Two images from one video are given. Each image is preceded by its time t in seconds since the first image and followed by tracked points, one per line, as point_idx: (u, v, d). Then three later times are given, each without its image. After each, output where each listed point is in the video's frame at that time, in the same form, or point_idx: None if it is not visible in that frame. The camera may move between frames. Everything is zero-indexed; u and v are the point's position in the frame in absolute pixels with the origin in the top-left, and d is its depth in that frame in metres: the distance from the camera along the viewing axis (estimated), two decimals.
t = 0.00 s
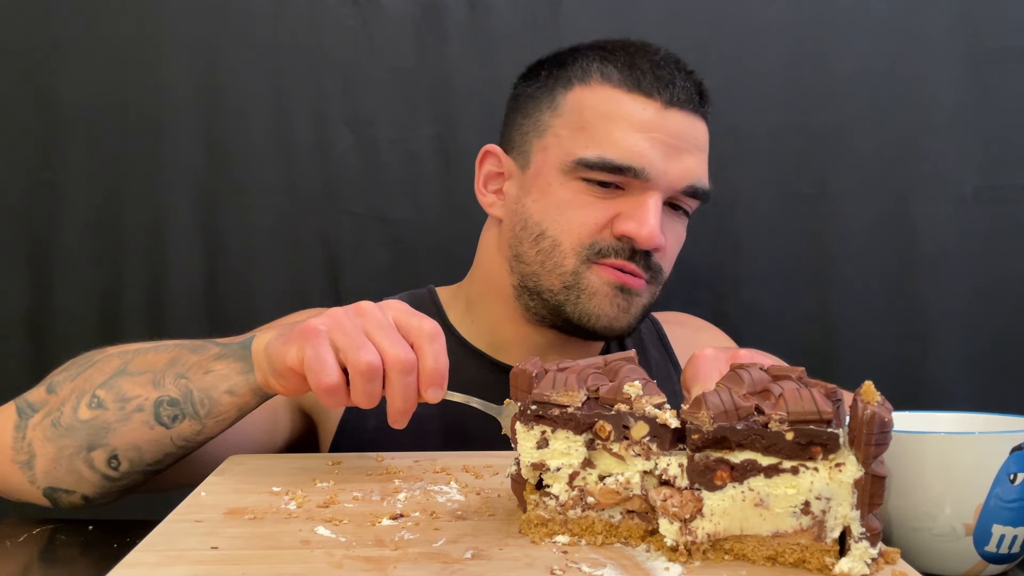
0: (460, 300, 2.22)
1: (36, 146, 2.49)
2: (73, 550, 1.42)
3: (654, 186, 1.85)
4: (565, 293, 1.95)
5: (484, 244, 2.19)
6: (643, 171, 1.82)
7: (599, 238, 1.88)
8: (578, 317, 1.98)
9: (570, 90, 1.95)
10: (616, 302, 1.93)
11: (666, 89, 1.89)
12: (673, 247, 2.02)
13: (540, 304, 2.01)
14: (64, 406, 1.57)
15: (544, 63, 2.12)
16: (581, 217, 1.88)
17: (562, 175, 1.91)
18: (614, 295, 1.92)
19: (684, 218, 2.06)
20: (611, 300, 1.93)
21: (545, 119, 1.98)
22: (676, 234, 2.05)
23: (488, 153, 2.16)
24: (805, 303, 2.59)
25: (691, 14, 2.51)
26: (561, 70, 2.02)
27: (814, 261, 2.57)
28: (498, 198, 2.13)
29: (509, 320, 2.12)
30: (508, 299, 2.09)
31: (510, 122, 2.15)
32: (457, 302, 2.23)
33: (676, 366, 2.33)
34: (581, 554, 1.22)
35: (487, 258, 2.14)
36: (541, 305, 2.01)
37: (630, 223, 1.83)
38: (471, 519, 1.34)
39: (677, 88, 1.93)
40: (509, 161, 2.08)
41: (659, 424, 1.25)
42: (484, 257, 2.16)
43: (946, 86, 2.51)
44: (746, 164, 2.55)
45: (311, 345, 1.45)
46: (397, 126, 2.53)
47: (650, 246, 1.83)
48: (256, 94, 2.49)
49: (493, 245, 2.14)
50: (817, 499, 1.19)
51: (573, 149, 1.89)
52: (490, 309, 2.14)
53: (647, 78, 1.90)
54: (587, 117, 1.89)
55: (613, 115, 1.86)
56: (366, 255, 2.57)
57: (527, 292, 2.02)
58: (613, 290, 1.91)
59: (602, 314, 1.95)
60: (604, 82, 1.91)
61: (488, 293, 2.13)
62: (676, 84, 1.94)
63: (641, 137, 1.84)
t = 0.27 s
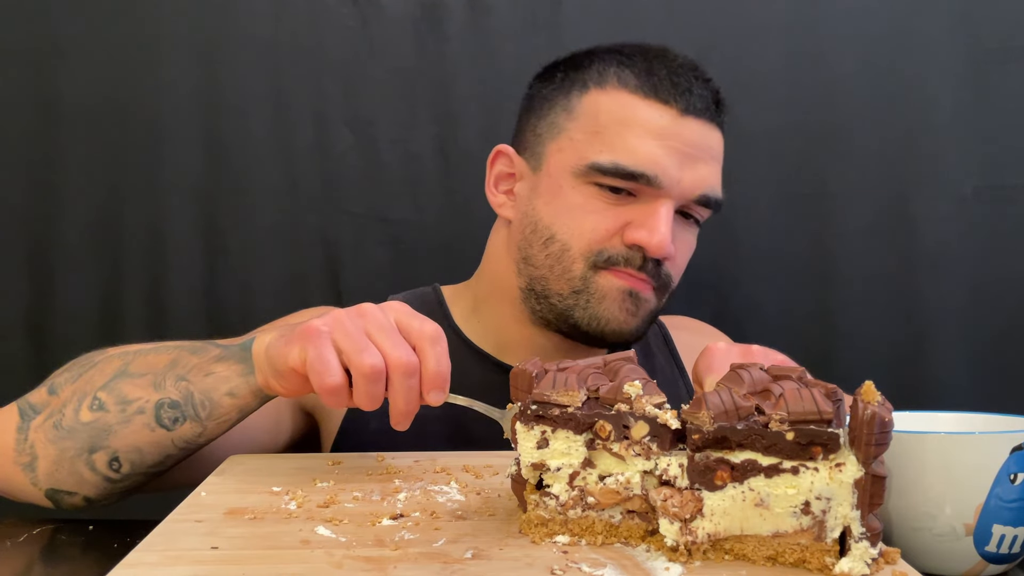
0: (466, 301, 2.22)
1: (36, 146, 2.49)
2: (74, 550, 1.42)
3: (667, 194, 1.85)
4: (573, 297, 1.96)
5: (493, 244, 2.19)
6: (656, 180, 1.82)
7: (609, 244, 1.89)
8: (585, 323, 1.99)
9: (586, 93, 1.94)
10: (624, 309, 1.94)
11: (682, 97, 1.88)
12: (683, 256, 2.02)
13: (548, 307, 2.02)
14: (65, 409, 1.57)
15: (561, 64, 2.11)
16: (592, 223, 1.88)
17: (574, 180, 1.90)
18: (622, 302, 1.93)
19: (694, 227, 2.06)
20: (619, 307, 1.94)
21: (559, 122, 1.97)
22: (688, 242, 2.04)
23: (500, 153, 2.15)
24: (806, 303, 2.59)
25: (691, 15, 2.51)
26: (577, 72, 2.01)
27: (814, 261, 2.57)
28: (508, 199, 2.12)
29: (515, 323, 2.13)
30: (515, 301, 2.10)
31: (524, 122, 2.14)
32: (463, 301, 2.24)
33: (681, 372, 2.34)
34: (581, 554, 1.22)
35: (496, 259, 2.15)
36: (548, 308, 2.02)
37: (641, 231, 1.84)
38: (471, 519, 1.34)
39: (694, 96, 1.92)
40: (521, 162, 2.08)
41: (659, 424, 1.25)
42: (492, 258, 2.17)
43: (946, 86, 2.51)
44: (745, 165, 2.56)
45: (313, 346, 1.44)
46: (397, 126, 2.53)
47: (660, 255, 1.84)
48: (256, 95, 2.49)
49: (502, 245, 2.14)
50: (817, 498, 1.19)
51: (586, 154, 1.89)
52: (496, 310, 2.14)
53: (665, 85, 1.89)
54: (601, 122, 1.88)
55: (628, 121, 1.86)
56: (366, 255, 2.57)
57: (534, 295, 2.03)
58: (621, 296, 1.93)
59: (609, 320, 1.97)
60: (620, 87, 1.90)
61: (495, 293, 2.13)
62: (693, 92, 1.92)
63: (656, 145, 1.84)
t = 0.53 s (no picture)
0: (477, 302, 2.20)
1: (36, 146, 2.49)
2: (74, 550, 1.42)
3: (689, 209, 1.85)
4: (587, 303, 1.98)
5: (509, 243, 2.19)
6: (680, 194, 1.82)
7: (627, 254, 1.90)
8: (597, 328, 2.02)
9: (616, 100, 1.93)
10: (636, 319, 1.96)
11: (713, 111, 1.87)
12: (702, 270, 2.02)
13: (560, 311, 2.04)
14: (54, 412, 1.58)
15: (592, 68, 2.10)
16: (612, 233, 1.89)
17: (597, 187, 1.90)
18: (635, 311, 1.95)
19: (714, 243, 2.05)
20: (632, 315, 1.96)
21: (587, 127, 1.96)
22: (707, 256, 2.04)
23: (524, 152, 2.13)
24: (806, 303, 2.59)
25: (691, 15, 2.52)
26: (608, 78, 1.99)
27: (814, 261, 2.57)
28: (528, 200, 2.10)
29: (526, 325, 2.13)
30: (527, 303, 2.10)
31: (550, 124, 2.13)
32: (472, 303, 2.22)
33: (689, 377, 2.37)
34: (581, 554, 1.22)
35: (511, 259, 2.15)
36: (561, 312, 2.04)
37: (660, 244, 1.84)
38: (472, 518, 1.34)
39: (725, 111, 1.90)
40: (544, 164, 2.07)
41: (659, 423, 1.25)
42: (507, 258, 2.16)
43: (945, 86, 2.51)
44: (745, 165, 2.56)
45: (289, 342, 1.47)
46: (397, 126, 2.53)
47: (677, 268, 1.84)
48: (256, 95, 2.49)
49: (518, 245, 2.14)
50: (817, 498, 1.19)
51: (611, 162, 1.88)
52: (507, 313, 2.14)
53: (696, 99, 1.88)
54: (630, 131, 1.87)
55: (657, 132, 1.85)
56: (366, 255, 2.57)
57: (548, 298, 2.05)
58: (634, 306, 1.95)
59: (621, 328, 1.99)
60: (651, 96, 1.89)
61: (509, 295, 2.13)
62: (724, 107, 1.91)
63: (681, 158, 1.83)
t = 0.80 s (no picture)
0: (482, 301, 2.17)
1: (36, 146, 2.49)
2: (74, 550, 1.42)
3: (692, 212, 1.87)
4: (588, 304, 1.99)
5: (515, 244, 2.17)
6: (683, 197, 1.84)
7: (628, 256, 1.91)
8: (597, 329, 2.03)
9: (623, 101, 1.93)
10: (636, 320, 1.98)
11: (720, 115, 1.88)
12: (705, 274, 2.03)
13: (561, 312, 2.05)
14: (11, 426, 1.69)
15: (602, 69, 2.09)
16: (615, 234, 1.90)
17: (601, 188, 1.91)
18: (635, 313, 1.97)
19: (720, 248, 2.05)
20: (632, 317, 1.98)
21: (595, 127, 1.96)
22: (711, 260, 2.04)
23: (533, 152, 2.13)
24: (806, 303, 2.59)
25: (691, 15, 2.52)
26: (617, 79, 2.00)
27: (814, 261, 2.57)
28: (536, 199, 2.09)
29: (531, 325, 2.12)
30: (531, 303, 2.10)
31: (558, 124, 2.13)
32: (476, 303, 2.18)
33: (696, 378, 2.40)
34: (582, 554, 1.22)
35: (516, 259, 2.13)
36: (562, 313, 2.05)
37: (662, 246, 1.87)
38: (472, 519, 1.34)
39: (732, 115, 1.91)
40: (552, 164, 2.07)
41: (659, 423, 1.25)
42: (513, 258, 2.15)
43: (945, 86, 2.51)
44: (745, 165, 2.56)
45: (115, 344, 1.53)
46: (397, 126, 2.53)
47: (679, 271, 1.86)
48: (256, 95, 2.49)
49: (524, 245, 2.13)
50: (817, 498, 1.19)
51: (617, 163, 1.89)
52: (511, 309, 2.13)
53: (702, 101, 1.89)
54: (636, 132, 1.88)
55: (663, 134, 1.86)
56: (366, 256, 2.57)
57: (549, 299, 2.05)
58: (634, 307, 1.96)
59: (620, 329, 2.01)
60: (658, 98, 1.90)
61: (516, 295, 2.12)
62: (732, 110, 1.92)
63: (686, 160, 1.85)
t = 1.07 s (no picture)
0: (478, 303, 2.21)
1: (36, 146, 2.49)
2: (75, 550, 1.42)
3: (682, 212, 1.83)
4: (578, 305, 1.97)
5: (510, 244, 2.19)
6: (673, 197, 1.80)
7: (618, 256, 1.88)
8: (587, 331, 2.01)
9: (615, 102, 1.93)
10: (625, 322, 1.95)
11: (711, 115, 1.86)
12: (695, 277, 2.01)
13: (552, 312, 2.03)
14: (30, 414, 1.57)
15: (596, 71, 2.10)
16: (604, 234, 1.88)
17: (591, 188, 1.90)
18: (624, 314, 1.93)
19: (712, 249, 2.04)
20: (621, 318, 1.94)
21: (587, 128, 1.96)
22: (703, 262, 2.02)
23: (525, 153, 2.16)
24: (806, 303, 2.59)
25: (692, 15, 2.51)
26: (610, 80, 2.00)
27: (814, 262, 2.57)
28: (528, 200, 2.12)
29: (524, 327, 2.14)
30: (523, 304, 2.11)
31: (553, 126, 2.14)
32: (473, 304, 2.22)
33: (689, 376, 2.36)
34: (581, 554, 1.23)
35: (509, 259, 2.16)
36: (552, 314, 2.04)
37: (651, 247, 1.83)
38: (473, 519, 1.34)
39: (724, 115, 1.89)
40: (544, 165, 2.08)
41: (659, 423, 1.25)
42: (506, 259, 2.17)
43: (945, 86, 2.51)
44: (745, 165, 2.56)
45: (209, 369, 1.32)
46: (397, 126, 2.53)
47: (668, 272, 1.82)
48: (256, 95, 2.49)
49: (518, 246, 2.15)
50: (817, 499, 1.19)
51: (607, 163, 1.88)
52: (508, 313, 2.14)
53: (694, 101, 1.87)
54: (627, 132, 1.87)
55: (652, 133, 1.85)
56: (366, 256, 2.57)
57: (540, 299, 2.04)
58: (623, 309, 1.93)
59: (610, 331, 1.98)
60: (649, 98, 1.89)
61: (508, 296, 2.13)
62: (723, 111, 1.90)
63: (677, 160, 1.82)
